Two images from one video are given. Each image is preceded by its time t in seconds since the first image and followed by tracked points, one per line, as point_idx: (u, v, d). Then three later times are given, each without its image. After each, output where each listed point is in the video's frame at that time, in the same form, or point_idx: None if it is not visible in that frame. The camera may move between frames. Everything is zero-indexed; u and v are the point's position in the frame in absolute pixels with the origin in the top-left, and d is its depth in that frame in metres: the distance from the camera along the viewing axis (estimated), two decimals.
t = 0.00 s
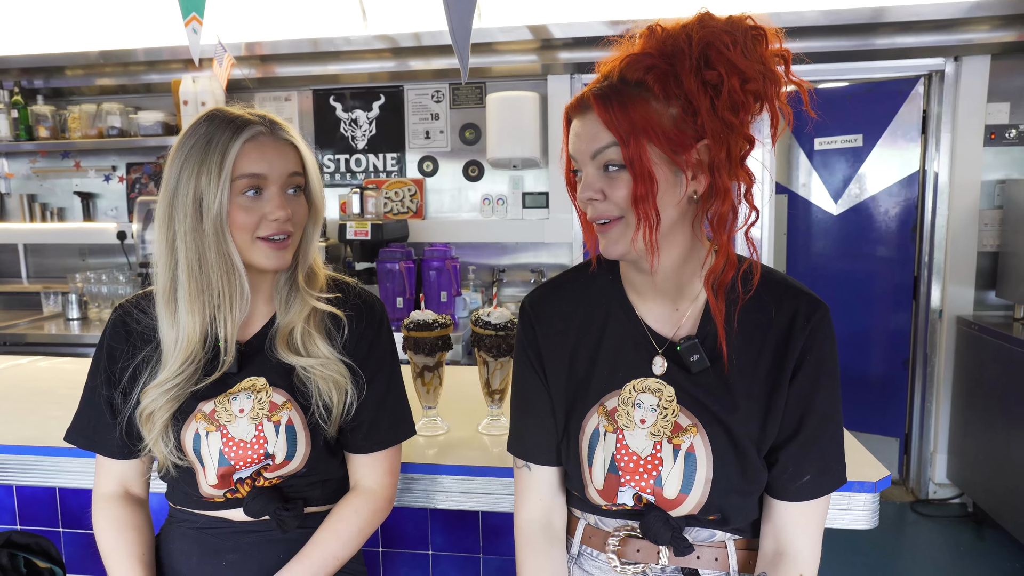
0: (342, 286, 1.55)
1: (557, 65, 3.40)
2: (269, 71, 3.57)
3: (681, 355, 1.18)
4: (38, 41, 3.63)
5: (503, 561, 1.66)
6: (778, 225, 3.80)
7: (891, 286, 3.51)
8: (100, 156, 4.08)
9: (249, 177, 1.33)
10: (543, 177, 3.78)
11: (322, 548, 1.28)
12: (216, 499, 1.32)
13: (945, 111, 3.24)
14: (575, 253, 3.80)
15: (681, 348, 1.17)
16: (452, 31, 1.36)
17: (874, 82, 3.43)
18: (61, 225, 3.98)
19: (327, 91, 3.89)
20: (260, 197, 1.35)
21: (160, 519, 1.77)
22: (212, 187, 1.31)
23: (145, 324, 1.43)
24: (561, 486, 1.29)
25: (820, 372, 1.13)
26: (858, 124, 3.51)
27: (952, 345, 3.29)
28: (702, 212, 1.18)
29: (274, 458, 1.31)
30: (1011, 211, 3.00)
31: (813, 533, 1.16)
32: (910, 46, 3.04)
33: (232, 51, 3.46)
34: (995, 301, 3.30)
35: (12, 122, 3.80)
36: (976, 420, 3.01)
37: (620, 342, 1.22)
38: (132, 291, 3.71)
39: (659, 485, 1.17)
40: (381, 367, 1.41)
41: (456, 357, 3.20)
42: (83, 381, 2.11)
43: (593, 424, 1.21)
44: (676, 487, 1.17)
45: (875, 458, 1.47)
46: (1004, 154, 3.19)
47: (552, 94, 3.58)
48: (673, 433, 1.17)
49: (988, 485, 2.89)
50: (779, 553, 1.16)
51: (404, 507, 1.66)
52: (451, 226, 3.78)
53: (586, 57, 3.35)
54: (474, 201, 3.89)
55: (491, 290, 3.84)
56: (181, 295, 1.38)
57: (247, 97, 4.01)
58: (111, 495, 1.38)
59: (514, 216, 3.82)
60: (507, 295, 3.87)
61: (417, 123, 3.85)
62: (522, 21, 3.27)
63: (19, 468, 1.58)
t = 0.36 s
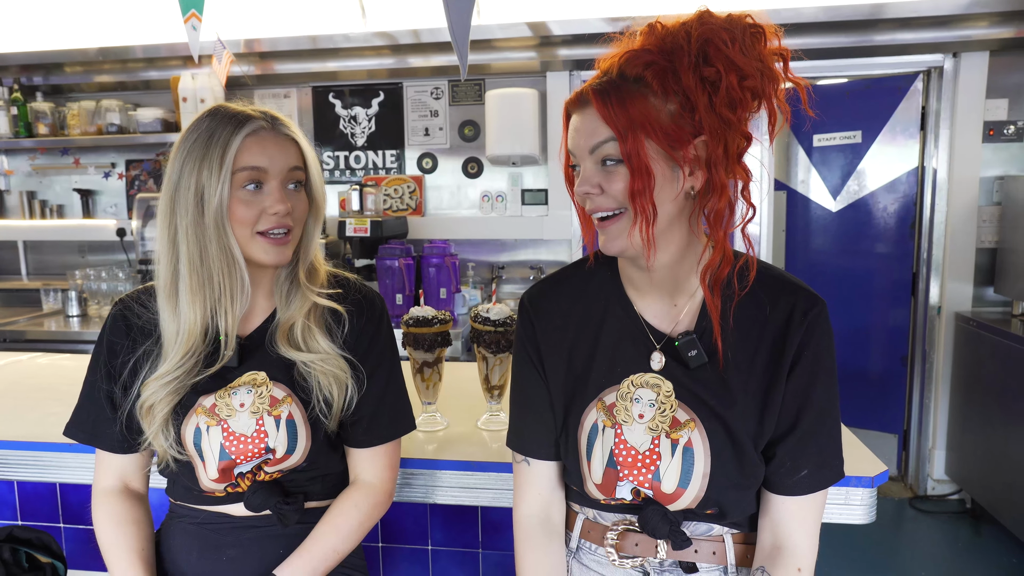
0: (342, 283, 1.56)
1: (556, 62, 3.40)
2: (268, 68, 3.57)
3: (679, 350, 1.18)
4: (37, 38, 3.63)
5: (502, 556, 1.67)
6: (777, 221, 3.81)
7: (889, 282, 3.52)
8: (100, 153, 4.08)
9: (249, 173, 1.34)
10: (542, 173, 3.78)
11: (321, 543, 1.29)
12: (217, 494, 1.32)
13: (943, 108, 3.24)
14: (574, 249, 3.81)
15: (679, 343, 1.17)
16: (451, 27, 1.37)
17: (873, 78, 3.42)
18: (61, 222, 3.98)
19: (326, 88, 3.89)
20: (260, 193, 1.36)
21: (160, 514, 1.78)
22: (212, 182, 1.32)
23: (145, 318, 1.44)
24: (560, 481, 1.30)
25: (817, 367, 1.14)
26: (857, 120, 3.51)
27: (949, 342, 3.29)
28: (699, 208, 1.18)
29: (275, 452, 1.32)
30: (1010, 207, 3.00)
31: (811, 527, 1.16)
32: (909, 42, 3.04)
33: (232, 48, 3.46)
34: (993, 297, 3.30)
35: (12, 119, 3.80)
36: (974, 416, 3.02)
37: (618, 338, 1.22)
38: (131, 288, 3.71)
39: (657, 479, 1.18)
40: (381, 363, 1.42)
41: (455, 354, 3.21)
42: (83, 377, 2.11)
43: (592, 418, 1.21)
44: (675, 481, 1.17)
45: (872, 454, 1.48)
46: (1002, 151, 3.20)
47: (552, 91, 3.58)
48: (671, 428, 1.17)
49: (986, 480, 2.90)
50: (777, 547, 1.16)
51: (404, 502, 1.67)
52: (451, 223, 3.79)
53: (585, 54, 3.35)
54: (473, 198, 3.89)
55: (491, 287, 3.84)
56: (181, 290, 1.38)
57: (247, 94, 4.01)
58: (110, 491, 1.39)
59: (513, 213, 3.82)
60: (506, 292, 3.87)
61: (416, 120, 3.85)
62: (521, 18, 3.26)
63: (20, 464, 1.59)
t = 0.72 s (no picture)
0: (342, 283, 1.56)
1: (556, 62, 3.41)
2: (268, 68, 3.58)
3: (677, 351, 1.18)
4: (36, 38, 3.63)
5: (501, 557, 1.67)
6: (776, 222, 3.81)
7: (888, 283, 3.52)
8: (99, 153, 4.08)
9: (250, 174, 1.34)
10: (541, 174, 3.79)
11: (318, 539, 1.29)
12: (215, 494, 1.32)
13: (942, 108, 3.24)
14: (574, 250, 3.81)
15: (677, 344, 1.17)
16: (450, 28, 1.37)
17: (872, 78, 3.42)
18: (59, 223, 3.98)
19: (325, 89, 3.89)
20: (259, 194, 1.36)
21: (159, 515, 1.78)
22: (213, 182, 1.32)
23: (144, 317, 1.44)
24: (558, 481, 1.30)
25: (815, 367, 1.14)
26: (856, 121, 3.52)
27: (948, 342, 3.29)
28: (699, 208, 1.19)
29: (274, 452, 1.32)
30: (1009, 208, 3.01)
31: (808, 528, 1.17)
32: (908, 43, 3.04)
33: (231, 48, 3.46)
34: (991, 297, 3.30)
35: (10, 119, 3.79)
36: (973, 416, 3.02)
37: (617, 338, 1.22)
38: (130, 288, 3.70)
39: (655, 480, 1.18)
40: (381, 362, 1.42)
41: (454, 355, 3.21)
42: (82, 378, 2.11)
43: (591, 418, 1.21)
44: (673, 481, 1.18)
45: (870, 454, 1.48)
46: (1000, 151, 3.20)
47: (551, 92, 3.58)
48: (669, 428, 1.17)
49: (985, 480, 2.89)
50: (775, 547, 1.16)
51: (402, 503, 1.67)
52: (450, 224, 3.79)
53: (584, 54, 3.35)
54: (472, 199, 3.89)
55: (490, 288, 3.84)
56: (181, 288, 1.39)
57: (246, 94, 4.01)
58: (111, 483, 1.39)
59: (512, 213, 3.83)
60: (506, 293, 3.87)
61: (415, 120, 3.85)
62: (520, 18, 3.25)
63: (18, 464, 1.59)
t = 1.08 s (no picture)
0: (341, 284, 1.56)
1: (555, 63, 3.41)
2: (267, 68, 3.57)
3: (675, 353, 1.18)
4: (35, 38, 3.63)
5: (499, 557, 1.67)
6: (775, 223, 3.81)
7: (886, 284, 3.52)
8: (98, 152, 4.07)
9: (251, 175, 1.34)
10: (540, 174, 3.79)
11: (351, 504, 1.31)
12: (212, 495, 1.32)
13: (940, 109, 3.24)
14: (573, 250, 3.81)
15: (675, 345, 1.17)
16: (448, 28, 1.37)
17: (870, 79, 3.43)
18: (58, 222, 3.98)
19: (324, 88, 3.89)
20: (255, 197, 1.36)
21: (157, 515, 1.78)
22: (213, 182, 1.32)
23: (142, 316, 1.43)
24: (556, 483, 1.30)
25: (814, 369, 1.14)
26: (855, 122, 3.52)
27: (946, 343, 3.30)
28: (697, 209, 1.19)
29: (271, 454, 1.32)
30: (1007, 209, 3.01)
31: (806, 529, 1.17)
32: (906, 44, 3.05)
33: (230, 48, 3.46)
34: (990, 298, 3.30)
35: (9, 118, 3.79)
36: (971, 417, 3.02)
37: (615, 339, 1.22)
38: (128, 288, 3.70)
39: (652, 482, 1.18)
40: (383, 362, 1.42)
41: (453, 355, 3.20)
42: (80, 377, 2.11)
43: (588, 420, 1.21)
44: (670, 484, 1.18)
45: (868, 456, 1.48)
46: (999, 152, 3.20)
47: (550, 92, 3.58)
48: (667, 430, 1.17)
49: (983, 481, 2.90)
50: (772, 548, 1.16)
51: (400, 504, 1.67)
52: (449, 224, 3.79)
53: (583, 54, 3.35)
54: (471, 199, 3.89)
55: (488, 288, 3.84)
56: (179, 288, 1.39)
57: (245, 94, 4.00)
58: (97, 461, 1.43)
59: (511, 213, 3.82)
60: (504, 293, 3.87)
61: (415, 120, 3.84)
62: (519, 18, 3.23)
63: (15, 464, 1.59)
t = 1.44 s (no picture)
0: (342, 283, 1.55)
1: (554, 62, 3.40)
2: (266, 67, 3.55)
3: (675, 354, 1.18)
4: (34, 37, 3.63)
5: (497, 557, 1.67)
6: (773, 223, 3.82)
7: (885, 284, 3.52)
8: (96, 151, 4.06)
9: (254, 175, 1.33)
10: (539, 174, 3.78)
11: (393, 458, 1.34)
12: (215, 494, 1.31)
13: (940, 110, 3.24)
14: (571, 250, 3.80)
15: (674, 346, 1.17)
16: (447, 26, 1.36)
17: (870, 80, 3.43)
18: (56, 221, 3.97)
19: (323, 88, 3.88)
20: (263, 194, 1.35)
21: (155, 514, 1.78)
22: (218, 181, 1.31)
23: (141, 315, 1.43)
24: (554, 483, 1.30)
25: (813, 369, 1.14)
26: (855, 123, 3.52)
27: (945, 344, 3.30)
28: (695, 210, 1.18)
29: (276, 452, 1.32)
30: (1006, 209, 3.01)
31: (805, 529, 1.17)
32: (906, 45, 3.04)
33: (229, 46, 3.45)
34: (988, 299, 3.30)
35: (7, 116, 3.78)
36: (969, 417, 3.03)
37: (614, 338, 1.22)
38: (126, 287, 3.69)
39: (652, 482, 1.18)
40: (390, 358, 1.41)
41: (452, 354, 3.20)
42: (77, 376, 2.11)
43: (587, 420, 1.21)
44: (669, 484, 1.17)
45: (867, 456, 1.48)
46: (998, 154, 3.20)
47: (549, 92, 3.58)
48: (666, 430, 1.17)
49: (981, 482, 2.90)
50: (771, 548, 1.16)
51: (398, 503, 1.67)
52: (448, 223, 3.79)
53: (582, 54, 3.35)
54: (470, 198, 3.89)
55: (487, 288, 3.84)
56: (183, 286, 1.38)
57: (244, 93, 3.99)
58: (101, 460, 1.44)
59: (510, 213, 3.82)
60: (503, 293, 3.87)
61: (414, 120, 3.84)
62: (520, 17, 3.27)
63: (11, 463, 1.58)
